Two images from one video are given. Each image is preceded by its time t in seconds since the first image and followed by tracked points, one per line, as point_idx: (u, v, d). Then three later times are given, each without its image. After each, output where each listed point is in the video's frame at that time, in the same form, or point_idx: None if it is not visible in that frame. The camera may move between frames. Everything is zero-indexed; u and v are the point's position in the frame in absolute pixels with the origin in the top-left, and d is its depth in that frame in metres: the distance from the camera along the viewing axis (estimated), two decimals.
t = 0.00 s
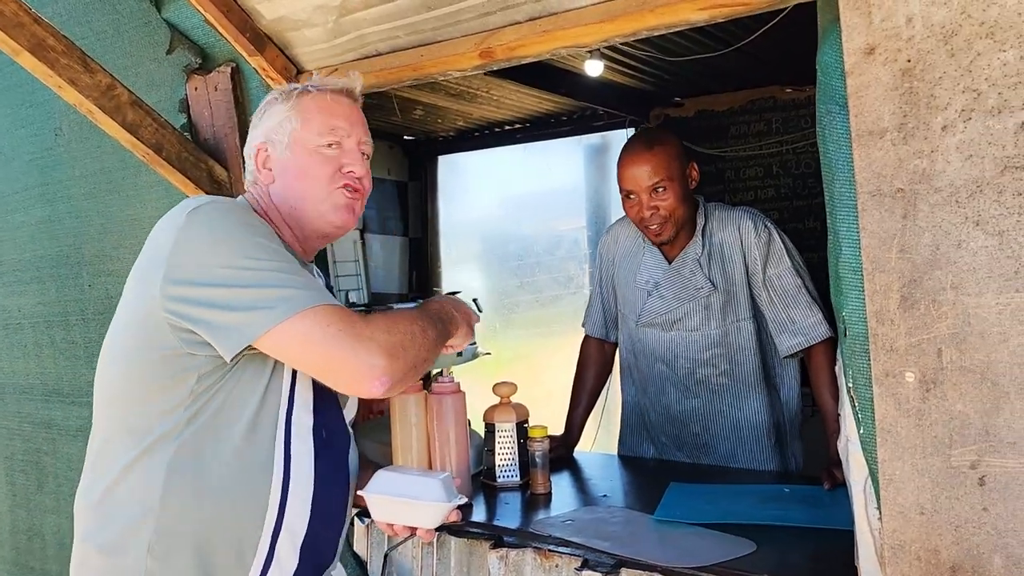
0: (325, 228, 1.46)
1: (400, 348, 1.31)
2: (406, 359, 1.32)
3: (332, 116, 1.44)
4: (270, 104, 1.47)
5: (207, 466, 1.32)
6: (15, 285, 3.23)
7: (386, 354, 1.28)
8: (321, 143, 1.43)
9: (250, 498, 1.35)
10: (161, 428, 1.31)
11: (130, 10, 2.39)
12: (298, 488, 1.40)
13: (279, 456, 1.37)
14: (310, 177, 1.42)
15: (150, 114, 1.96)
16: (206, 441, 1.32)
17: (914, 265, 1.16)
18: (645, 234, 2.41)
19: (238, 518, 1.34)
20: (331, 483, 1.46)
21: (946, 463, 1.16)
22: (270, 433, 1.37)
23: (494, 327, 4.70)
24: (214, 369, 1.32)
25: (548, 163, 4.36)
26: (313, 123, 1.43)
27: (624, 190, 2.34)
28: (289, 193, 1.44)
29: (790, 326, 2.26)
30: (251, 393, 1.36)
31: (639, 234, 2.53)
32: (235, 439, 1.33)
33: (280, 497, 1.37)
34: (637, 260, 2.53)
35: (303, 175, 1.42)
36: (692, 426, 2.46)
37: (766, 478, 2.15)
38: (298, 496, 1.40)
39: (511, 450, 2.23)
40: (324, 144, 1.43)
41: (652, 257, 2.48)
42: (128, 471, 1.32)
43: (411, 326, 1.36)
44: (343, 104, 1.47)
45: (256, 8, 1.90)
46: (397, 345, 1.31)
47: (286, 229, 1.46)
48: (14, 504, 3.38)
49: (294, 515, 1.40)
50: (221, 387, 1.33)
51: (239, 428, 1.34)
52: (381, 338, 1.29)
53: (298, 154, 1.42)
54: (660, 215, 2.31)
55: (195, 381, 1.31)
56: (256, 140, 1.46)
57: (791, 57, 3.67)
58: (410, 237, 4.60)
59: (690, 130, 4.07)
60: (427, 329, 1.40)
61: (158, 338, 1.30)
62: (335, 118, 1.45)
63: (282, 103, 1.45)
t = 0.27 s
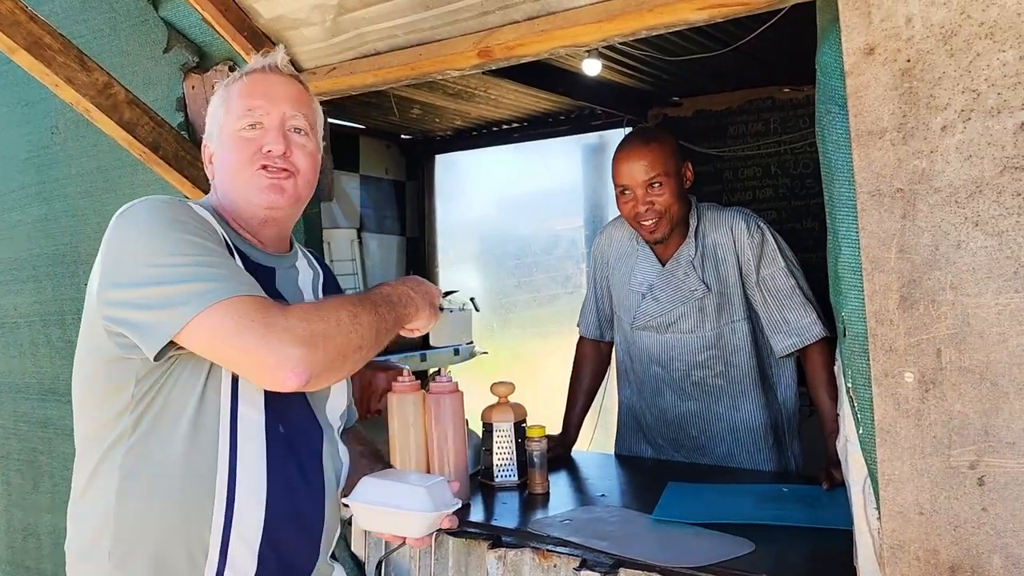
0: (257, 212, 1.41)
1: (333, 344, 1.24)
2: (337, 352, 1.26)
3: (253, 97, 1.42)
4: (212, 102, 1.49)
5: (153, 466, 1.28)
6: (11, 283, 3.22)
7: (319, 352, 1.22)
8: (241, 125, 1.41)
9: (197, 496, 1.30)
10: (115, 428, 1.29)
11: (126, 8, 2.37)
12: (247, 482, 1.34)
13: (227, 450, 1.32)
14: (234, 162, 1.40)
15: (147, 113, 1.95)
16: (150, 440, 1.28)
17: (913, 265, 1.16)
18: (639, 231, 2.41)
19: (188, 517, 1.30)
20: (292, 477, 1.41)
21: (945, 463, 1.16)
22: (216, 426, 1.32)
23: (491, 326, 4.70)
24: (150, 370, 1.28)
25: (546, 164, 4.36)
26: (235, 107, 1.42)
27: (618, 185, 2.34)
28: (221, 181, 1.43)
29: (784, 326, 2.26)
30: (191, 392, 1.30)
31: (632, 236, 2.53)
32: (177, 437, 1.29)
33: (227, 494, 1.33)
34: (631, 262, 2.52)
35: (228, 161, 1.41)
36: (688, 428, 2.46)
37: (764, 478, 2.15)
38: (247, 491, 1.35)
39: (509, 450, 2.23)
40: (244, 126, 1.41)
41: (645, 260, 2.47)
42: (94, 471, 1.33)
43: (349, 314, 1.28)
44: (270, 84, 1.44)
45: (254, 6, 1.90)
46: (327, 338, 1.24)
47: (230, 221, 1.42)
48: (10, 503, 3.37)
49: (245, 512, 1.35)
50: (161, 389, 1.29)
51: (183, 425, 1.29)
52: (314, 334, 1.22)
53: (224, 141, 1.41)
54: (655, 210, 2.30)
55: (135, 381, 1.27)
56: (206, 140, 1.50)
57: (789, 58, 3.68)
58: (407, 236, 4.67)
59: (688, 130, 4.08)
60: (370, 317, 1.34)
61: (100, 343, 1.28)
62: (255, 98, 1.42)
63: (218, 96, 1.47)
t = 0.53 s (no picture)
0: (210, 210, 1.32)
1: (135, 367, 0.94)
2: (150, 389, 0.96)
3: (188, 90, 1.34)
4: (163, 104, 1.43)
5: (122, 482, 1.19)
6: (23, 282, 3.24)
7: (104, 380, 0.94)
8: (181, 122, 1.34)
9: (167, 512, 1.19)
10: (88, 450, 1.21)
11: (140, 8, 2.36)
12: (220, 495, 1.22)
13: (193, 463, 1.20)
14: (180, 162, 1.33)
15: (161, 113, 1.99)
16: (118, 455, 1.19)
17: (927, 263, 1.17)
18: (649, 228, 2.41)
19: (160, 537, 1.19)
20: (270, 489, 1.27)
21: (959, 460, 1.16)
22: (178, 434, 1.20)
23: (498, 325, 4.71)
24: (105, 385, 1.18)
25: (553, 164, 4.37)
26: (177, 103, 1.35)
27: (629, 182, 2.35)
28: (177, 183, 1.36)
29: (793, 325, 2.27)
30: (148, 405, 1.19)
31: (641, 235, 2.53)
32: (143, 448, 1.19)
33: (199, 511, 1.20)
34: (639, 263, 2.52)
35: (177, 162, 1.34)
36: (697, 427, 2.46)
37: (774, 476, 2.15)
38: (218, 505, 1.22)
39: (520, 448, 2.23)
40: (184, 123, 1.33)
41: (652, 260, 2.47)
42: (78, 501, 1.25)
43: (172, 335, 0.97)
44: (205, 73, 1.36)
45: (267, 6, 1.91)
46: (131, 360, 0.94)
47: (194, 222, 1.34)
48: (23, 500, 3.40)
49: (219, 530, 1.22)
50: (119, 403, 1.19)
51: (147, 436, 1.19)
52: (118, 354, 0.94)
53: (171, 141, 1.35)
54: (667, 203, 2.31)
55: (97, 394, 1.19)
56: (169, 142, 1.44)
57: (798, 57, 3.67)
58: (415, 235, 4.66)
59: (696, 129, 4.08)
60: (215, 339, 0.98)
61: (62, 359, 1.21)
62: (190, 91, 1.34)
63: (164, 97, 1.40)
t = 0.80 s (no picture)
0: (186, 225, 1.26)
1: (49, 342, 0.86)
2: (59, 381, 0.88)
3: (150, 95, 1.24)
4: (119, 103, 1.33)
5: (116, 492, 1.16)
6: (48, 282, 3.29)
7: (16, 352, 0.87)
8: (144, 133, 1.25)
9: (165, 520, 1.17)
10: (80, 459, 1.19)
11: (167, 11, 2.40)
12: (212, 501, 1.20)
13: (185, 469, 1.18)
14: (148, 175, 1.25)
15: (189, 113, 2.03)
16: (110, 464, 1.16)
17: (953, 261, 1.18)
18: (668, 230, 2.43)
19: (156, 546, 1.16)
20: (265, 492, 1.25)
21: (984, 457, 1.17)
22: (169, 444, 1.18)
23: (514, 326, 4.72)
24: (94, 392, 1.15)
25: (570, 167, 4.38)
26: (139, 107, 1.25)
27: (648, 183, 2.36)
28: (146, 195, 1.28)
29: (813, 325, 2.27)
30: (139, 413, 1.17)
31: (660, 236, 2.54)
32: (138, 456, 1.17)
33: (193, 518, 1.18)
34: (658, 263, 2.53)
35: (143, 173, 1.25)
36: (716, 428, 2.47)
37: (793, 476, 2.16)
38: (215, 513, 1.20)
39: (540, 447, 2.25)
40: (149, 134, 1.24)
41: (672, 261, 2.48)
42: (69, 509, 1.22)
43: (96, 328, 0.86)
44: (165, 76, 1.26)
45: (295, 8, 1.94)
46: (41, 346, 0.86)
47: (170, 232, 1.29)
48: (48, 497, 3.44)
49: (213, 538, 1.20)
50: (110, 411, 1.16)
51: (143, 444, 1.17)
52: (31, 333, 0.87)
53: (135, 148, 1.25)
54: (686, 204, 2.32)
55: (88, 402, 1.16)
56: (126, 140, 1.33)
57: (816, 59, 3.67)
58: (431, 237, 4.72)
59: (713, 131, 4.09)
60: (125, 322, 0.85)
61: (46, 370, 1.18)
62: (151, 98, 1.25)
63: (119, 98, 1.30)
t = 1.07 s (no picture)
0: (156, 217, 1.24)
1: (156, 301, 0.85)
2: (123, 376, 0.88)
3: (116, 86, 1.24)
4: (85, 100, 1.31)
5: (109, 515, 1.11)
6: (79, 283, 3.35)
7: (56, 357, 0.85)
8: (112, 124, 1.23)
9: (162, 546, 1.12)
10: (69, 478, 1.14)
11: (199, 17, 2.43)
12: (207, 525, 1.15)
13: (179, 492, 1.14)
14: (116, 166, 1.23)
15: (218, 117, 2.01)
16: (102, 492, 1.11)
17: (982, 271, 1.17)
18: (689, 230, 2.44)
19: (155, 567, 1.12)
20: (262, 511, 1.21)
21: (1013, 469, 1.17)
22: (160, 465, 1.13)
23: (537, 327, 4.74)
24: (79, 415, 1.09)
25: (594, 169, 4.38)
26: (102, 99, 1.24)
27: (673, 179, 2.40)
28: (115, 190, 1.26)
29: (838, 331, 2.26)
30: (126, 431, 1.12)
31: (683, 240, 2.54)
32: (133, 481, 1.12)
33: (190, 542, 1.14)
34: (681, 267, 2.53)
35: (111, 164, 1.24)
36: (739, 433, 2.46)
37: (817, 483, 2.15)
38: (213, 534, 1.16)
39: (563, 450, 2.25)
40: (116, 125, 1.23)
41: (695, 266, 2.48)
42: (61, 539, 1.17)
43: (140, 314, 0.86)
44: (131, 67, 1.25)
45: (324, 15, 1.97)
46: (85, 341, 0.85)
47: (139, 230, 1.26)
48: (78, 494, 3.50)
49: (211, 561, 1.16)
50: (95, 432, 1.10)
51: (135, 469, 1.12)
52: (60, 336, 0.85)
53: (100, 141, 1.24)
54: (707, 202, 2.33)
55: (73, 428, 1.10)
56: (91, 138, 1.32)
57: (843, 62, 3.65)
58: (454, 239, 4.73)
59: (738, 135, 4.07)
60: (157, 304, 0.85)
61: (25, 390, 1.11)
62: (116, 89, 1.24)
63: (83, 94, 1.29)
